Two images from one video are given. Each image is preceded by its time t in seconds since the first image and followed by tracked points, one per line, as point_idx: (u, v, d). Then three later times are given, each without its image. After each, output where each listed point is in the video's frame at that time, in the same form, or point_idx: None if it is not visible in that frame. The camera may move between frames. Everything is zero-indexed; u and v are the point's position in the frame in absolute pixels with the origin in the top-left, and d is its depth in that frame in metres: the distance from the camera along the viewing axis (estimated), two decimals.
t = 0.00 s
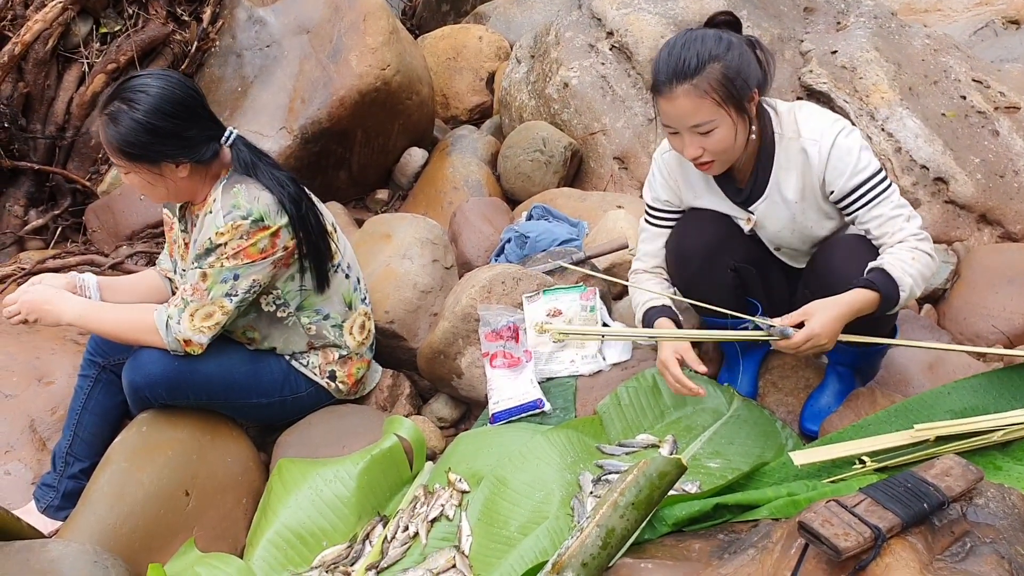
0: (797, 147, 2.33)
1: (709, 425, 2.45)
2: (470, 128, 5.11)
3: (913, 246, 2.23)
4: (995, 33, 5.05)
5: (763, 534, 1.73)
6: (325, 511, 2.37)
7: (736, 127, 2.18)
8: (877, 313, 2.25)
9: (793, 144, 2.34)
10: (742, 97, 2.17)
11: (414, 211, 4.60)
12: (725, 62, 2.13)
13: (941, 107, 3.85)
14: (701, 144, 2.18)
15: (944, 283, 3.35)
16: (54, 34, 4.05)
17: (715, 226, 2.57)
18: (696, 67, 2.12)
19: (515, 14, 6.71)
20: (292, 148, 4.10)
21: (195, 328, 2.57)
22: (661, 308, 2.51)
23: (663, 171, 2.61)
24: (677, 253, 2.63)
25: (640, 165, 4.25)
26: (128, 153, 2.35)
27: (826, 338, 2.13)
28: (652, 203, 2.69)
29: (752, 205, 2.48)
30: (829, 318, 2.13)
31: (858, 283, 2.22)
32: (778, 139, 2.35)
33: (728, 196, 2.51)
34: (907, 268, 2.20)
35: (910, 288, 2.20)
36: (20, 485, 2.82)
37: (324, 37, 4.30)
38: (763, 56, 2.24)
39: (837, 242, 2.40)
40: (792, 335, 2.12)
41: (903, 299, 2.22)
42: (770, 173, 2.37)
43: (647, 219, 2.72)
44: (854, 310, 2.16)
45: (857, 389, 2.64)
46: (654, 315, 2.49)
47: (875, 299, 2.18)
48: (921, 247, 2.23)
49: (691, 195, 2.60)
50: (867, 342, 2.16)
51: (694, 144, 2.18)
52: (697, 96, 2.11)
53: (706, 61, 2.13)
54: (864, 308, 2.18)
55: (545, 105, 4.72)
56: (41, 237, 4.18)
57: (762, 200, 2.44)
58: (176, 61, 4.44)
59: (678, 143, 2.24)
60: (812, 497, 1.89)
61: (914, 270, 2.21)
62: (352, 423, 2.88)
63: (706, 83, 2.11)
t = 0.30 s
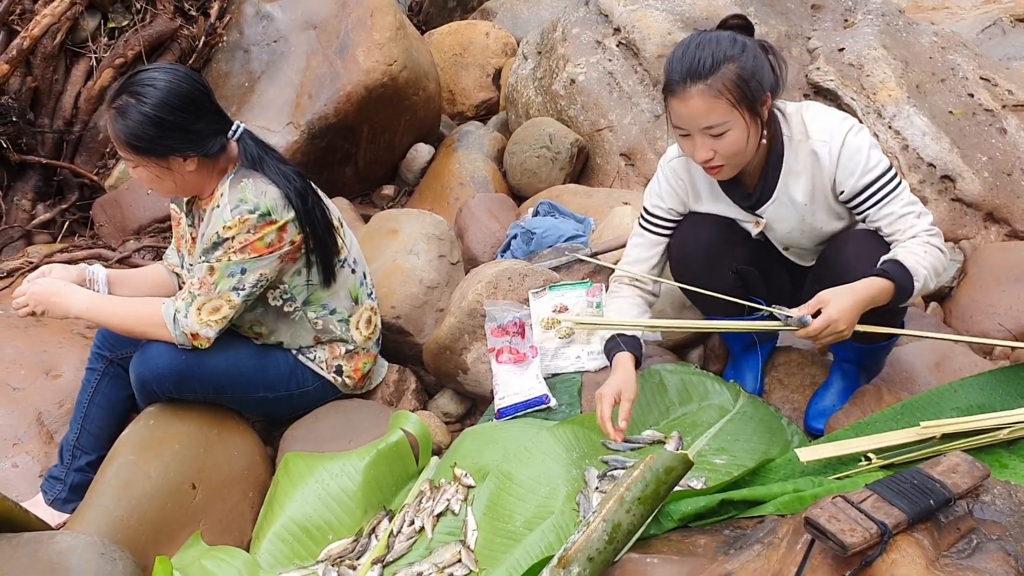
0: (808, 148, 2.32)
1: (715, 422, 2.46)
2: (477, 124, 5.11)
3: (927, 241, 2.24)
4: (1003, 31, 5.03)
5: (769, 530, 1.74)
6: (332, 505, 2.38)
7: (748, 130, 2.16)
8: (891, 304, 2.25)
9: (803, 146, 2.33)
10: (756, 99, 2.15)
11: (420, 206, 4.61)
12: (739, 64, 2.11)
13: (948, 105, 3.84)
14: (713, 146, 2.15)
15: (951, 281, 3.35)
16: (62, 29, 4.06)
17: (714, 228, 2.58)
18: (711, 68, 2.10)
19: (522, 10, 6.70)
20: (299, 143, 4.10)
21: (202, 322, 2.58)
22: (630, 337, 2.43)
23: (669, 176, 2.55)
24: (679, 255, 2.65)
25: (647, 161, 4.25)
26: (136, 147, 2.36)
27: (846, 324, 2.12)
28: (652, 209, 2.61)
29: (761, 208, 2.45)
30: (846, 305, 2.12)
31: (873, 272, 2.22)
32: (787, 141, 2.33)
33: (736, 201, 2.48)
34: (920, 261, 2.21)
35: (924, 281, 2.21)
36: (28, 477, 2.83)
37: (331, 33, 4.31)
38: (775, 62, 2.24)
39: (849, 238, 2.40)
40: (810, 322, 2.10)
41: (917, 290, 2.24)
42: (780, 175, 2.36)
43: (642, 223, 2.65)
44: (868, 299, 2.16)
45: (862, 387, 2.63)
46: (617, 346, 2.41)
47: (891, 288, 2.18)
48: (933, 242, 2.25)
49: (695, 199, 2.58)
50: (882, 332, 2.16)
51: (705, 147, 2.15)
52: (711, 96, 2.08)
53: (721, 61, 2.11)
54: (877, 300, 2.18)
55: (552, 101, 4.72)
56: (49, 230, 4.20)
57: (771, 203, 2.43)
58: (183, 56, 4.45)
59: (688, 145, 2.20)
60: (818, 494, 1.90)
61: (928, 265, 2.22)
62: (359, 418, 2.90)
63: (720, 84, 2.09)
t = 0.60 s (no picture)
0: (818, 148, 2.31)
1: (717, 420, 2.46)
2: (481, 122, 5.11)
3: (937, 232, 2.28)
4: (1009, 30, 5.01)
5: (771, 527, 1.74)
6: (335, 501, 2.39)
7: (760, 135, 2.14)
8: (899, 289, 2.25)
9: (813, 147, 2.32)
10: (768, 104, 2.13)
11: (424, 204, 4.62)
12: (752, 70, 2.10)
13: (953, 104, 3.83)
14: (725, 152, 2.12)
15: (955, 280, 3.35)
16: (68, 26, 4.07)
17: (723, 237, 2.56)
18: (724, 73, 2.08)
19: (527, 8, 6.70)
20: (303, 140, 4.11)
21: (206, 318, 2.59)
22: (622, 375, 2.28)
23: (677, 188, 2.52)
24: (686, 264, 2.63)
25: (651, 159, 4.25)
26: (142, 144, 2.37)
27: (856, 303, 2.09)
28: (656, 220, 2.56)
29: (774, 212, 2.44)
30: (855, 284, 2.09)
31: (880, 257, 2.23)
32: (797, 142, 2.32)
33: (750, 208, 2.45)
34: (930, 250, 2.24)
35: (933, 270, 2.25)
36: (32, 472, 2.85)
37: (336, 30, 4.31)
38: (786, 68, 2.23)
39: (855, 233, 2.40)
40: (823, 302, 2.06)
41: (925, 277, 2.25)
42: (792, 176, 2.34)
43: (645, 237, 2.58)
44: (874, 278, 2.14)
45: (865, 385, 2.63)
46: (607, 384, 2.26)
47: (899, 272, 2.19)
48: (943, 233, 2.28)
49: (707, 208, 2.55)
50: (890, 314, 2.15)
51: (718, 152, 2.12)
52: (724, 101, 2.06)
53: (734, 67, 2.09)
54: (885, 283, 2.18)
55: (557, 99, 4.72)
56: (54, 227, 4.21)
57: (784, 205, 2.42)
58: (189, 53, 4.46)
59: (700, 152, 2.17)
60: (821, 492, 1.90)
61: (939, 256, 2.25)
62: (363, 415, 2.90)
63: (734, 88, 2.07)
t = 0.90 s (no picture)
0: (825, 149, 2.30)
1: (719, 418, 2.45)
2: (484, 119, 5.11)
3: (946, 229, 2.30)
4: (1013, 27, 4.99)
5: (772, 525, 1.74)
6: (337, 498, 2.40)
7: (771, 141, 2.14)
8: (907, 284, 2.27)
9: (819, 148, 2.30)
10: (780, 108, 2.13)
11: (427, 201, 4.62)
12: (765, 75, 2.10)
13: (957, 102, 3.82)
14: (736, 158, 2.13)
15: (957, 278, 3.35)
16: (71, 23, 4.07)
17: (727, 239, 2.57)
18: (736, 78, 2.08)
19: (530, 5, 6.69)
20: (306, 137, 4.12)
21: (208, 315, 2.60)
22: (639, 383, 2.23)
23: (683, 194, 2.50)
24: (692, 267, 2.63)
25: (653, 157, 4.25)
26: (145, 142, 2.37)
27: (865, 292, 2.08)
28: (662, 224, 2.55)
29: (781, 215, 2.43)
30: (863, 273, 2.09)
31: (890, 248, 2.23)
32: (803, 145, 2.30)
33: (756, 210, 2.44)
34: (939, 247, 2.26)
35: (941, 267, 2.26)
36: (35, 468, 2.86)
37: (339, 27, 4.31)
38: (794, 70, 2.21)
39: (862, 228, 2.41)
40: (830, 291, 2.06)
41: (932, 273, 2.27)
42: (799, 178, 2.33)
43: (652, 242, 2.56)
44: (881, 267, 2.14)
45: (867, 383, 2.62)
46: (624, 394, 2.21)
47: (909, 263, 2.20)
48: (951, 230, 2.30)
49: (713, 214, 2.54)
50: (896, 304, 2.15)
51: (730, 158, 2.13)
52: (736, 107, 2.06)
53: (745, 72, 2.08)
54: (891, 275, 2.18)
55: (559, 96, 4.72)
56: (57, 224, 4.23)
57: (792, 207, 2.41)
58: (191, 50, 4.46)
59: (710, 157, 2.17)
60: (822, 490, 1.91)
61: (947, 252, 2.26)
62: (364, 411, 2.91)
63: (746, 94, 2.06)
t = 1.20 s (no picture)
0: (826, 150, 2.30)
1: (721, 416, 2.46)
2: (486, 118, 5.11)
3: (947, 233, 2.30)
4: (1017, 27, 4.98)
5: (773, 523, 1.75)
6: (339, 496, 2.40)
7: (776, 141, 2.15)
8: (907, 288, 2.27)
9: (821, 148, 2.30)
10: (785, 108, 2.14)
11: (429, 199, 4.62)
12: (770, 74, 2.09)
13: (960, 101, 3.81)
14: (741, 157, 2.13)
15: (960, 277, 3.35)
16: (74, 21, 4.07)
17: (728, 236, 2.58)
18: (743, 77, 2.07)
19: (533, 4, 6.69)
20: (308, 135, 4.12)
21: (209, 312, 2.60)
22: (654, 383, 2.24)
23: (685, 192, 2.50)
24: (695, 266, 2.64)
25: (655, 156, 4.25)
26: (148, 140, 2.37)
27: (863, 300, 2.08)
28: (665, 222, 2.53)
29: (782, 214, 2.43)
30: (861, 280, 2.10)
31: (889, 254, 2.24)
32: (804, 144, 2.30)
33: (757, 209, 2.44)
34: (939, 250, 2.26)
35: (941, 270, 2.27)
36: (38, 465, 2.86)
37: (342, 26, 4.31)
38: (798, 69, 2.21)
39: (863, 228, 2.41)
40: (829, 297, 2.06)
41: (931, 277, 2.28)
42: (800, 177, 2.33)
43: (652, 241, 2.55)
44: (879, 275, 2.15)
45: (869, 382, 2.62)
46: (640, 394, 2.21)
47: (908, 270, 2.21)
48: (953, 234, 2.30)
49: (714, 212, 2.54)
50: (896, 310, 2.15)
51: (735, 157, 2.13)
52: (743, 106, 2.06)
53: (752, 71, 2.08)
54: (890, 280, 2.18)
55: (562, 95, 4.71)
56: (60, 222, 4.23)
57: (793, 206, 2.41)
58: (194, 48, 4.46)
59: (715, 156, 2.17)
60: (824, 488, 1.91)
61: (948, 256, 2.27)
62: (366, 409, 2.91)
63: (753, 93, 2.06)
